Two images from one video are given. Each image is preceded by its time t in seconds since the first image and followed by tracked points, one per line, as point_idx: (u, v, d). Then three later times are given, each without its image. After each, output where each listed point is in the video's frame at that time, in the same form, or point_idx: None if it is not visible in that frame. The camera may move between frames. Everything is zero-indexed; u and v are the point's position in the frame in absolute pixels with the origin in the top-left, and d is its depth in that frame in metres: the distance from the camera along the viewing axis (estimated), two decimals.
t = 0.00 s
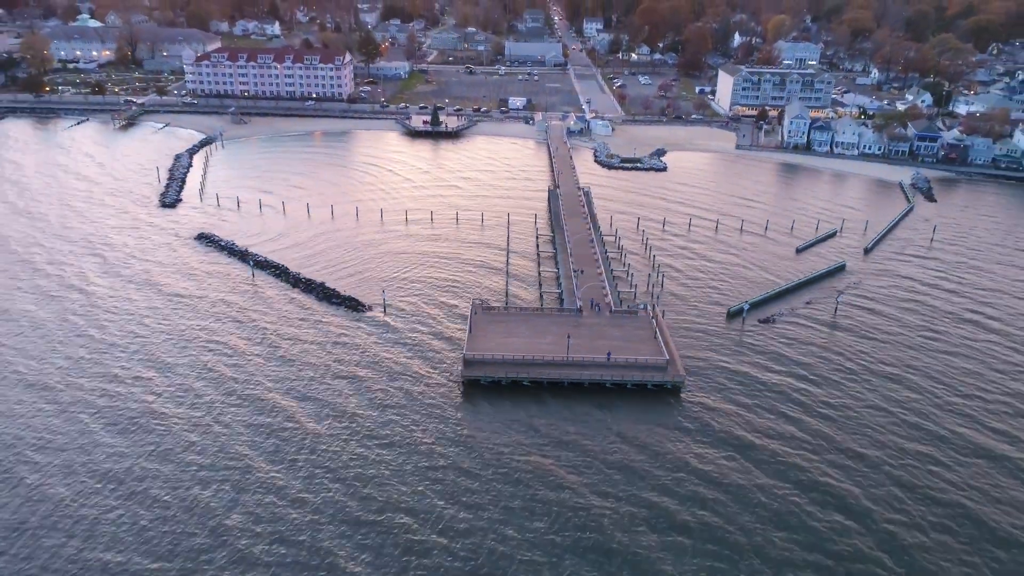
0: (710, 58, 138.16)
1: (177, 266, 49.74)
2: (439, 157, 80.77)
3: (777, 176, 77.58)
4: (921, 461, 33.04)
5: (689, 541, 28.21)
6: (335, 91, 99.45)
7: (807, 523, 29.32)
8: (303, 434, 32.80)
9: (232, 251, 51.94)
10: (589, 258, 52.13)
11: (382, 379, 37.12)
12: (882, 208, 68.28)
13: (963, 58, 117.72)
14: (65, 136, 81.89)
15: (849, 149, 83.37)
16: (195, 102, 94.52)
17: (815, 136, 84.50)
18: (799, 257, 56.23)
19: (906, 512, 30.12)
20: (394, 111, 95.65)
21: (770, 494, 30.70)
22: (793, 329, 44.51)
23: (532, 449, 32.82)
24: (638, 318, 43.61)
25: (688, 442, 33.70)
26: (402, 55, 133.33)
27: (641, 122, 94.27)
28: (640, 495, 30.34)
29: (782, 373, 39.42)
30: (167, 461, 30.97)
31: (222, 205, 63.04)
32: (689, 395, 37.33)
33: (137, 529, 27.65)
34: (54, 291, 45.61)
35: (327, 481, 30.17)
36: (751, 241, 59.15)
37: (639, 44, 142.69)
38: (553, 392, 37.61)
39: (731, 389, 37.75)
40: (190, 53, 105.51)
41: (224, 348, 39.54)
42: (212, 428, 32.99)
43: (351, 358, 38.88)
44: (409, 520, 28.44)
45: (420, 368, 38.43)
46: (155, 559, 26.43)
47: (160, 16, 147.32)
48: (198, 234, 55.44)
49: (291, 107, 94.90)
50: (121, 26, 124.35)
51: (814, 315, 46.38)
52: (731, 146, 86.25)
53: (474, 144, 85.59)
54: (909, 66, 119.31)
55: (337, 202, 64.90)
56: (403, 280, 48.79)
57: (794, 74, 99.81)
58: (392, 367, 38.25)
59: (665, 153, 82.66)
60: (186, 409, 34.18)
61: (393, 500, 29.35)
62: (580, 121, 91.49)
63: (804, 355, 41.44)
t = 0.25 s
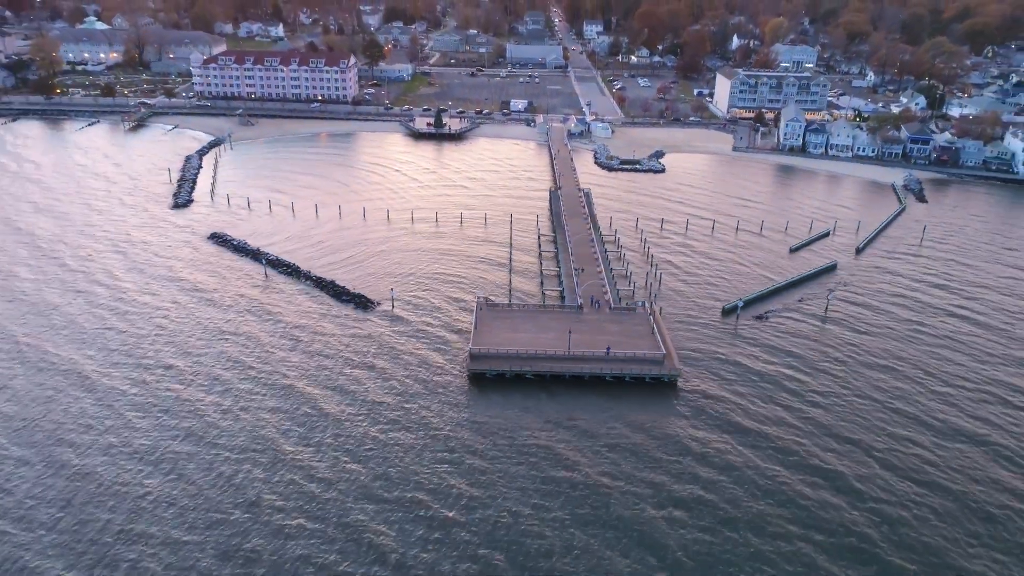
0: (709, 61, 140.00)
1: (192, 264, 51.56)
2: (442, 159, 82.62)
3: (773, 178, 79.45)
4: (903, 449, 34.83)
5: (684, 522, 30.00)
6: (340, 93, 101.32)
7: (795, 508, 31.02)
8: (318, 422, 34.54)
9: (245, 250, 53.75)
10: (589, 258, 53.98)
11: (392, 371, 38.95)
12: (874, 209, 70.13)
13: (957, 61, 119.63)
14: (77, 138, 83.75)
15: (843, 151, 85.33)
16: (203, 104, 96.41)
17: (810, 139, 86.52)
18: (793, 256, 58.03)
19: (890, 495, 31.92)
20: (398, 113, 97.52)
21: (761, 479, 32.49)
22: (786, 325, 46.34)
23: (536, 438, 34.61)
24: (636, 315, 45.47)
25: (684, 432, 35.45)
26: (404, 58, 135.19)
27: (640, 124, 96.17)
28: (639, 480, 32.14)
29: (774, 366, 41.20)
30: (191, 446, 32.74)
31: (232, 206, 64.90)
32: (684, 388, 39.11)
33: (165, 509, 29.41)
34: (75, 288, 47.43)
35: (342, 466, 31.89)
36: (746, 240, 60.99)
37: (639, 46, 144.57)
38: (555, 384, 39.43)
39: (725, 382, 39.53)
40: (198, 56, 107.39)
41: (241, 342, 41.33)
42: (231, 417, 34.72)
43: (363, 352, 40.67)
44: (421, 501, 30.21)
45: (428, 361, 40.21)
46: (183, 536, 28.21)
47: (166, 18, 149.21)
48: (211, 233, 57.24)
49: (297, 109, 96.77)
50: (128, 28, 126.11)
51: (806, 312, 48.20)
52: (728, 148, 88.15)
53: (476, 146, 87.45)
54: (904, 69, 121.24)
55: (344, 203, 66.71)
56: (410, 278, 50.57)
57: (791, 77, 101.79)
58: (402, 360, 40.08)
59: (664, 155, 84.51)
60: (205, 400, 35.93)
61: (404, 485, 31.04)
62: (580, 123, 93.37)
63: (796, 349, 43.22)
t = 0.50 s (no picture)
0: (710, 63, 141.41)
1: (207, 264, 53.08)
2: (447, 161, 84.10)
3: (772, 180, 80.84)
4: (895, 442, 36.14)
5: (683, 511, 31.36)
6: (346, 96, 102.89)
7: (789, 498, 32.37)
8: (331, 416, 35.94)
9: (257, 251, 55.27)
10: (591, 258, 55.47)
11: (402, 368, 40.40)
12: (871, 211, 71.52)
13: (955, 64, 120.82)
14: (89, 140, 85.36)
15: (842, 153, 86.70)
16: (212, 107, 98.02)
17: (809, 141, 87.89)
18: (791, 257, 59.40)
19: (880, 487, 33.24)
20: (403, 116, 99.06)
21: (757, 471, 33.84)
22: (782, 323, 47.72)
23: (540, 432, 36.05)
24: (637, 313, 46.94)
25: (682, 426, 36.87)
26: (409, 60, 136.73)
27: (642, 127, 97.62)
28: (639, 471, 33.52)
29: (771, 363, 42.58)
30: (210, 439, 34.15)
31: (243, 207, 66.42)
32: (684, 384, 40.53)
33: (187, 497, 30.84)
34: (93, 288, 48.90)
35: (355, 458, 33.26)
36: (745, 241, 62.38)
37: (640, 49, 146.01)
38: (559, 380, 40.93)
39: (723, 378, 40.93)
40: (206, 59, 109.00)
41: (255, 340, 42.80)
42: (247, 411, 36.11)
43: (373, 349, 42.11)
44: (431, 492, 31.58)
45: (436, 358, 41.66)
46: (205, 523, 29.65)
47: (173, 21, 150.94)
48: (223, 234, 58.73)
49: (304, 111, 98.33)
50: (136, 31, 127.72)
51: (803, 311, 49.57)
52: (728, 151, 89.59)
53: (480, 148, 88.94)
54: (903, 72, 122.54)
55: (351, 204, 68.20)
56: (418, 278, 52.03)
57: (791, 81, 103.19)
58: (412, 357, 41.54)
59: (665, 157, 85.94)
60: (222, 395, 37.32)
61: (414, 476, 32.39)
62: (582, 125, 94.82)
63: (792, 347, 44.60)
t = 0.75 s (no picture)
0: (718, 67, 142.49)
1: (226, 268, 54.82)
2: (457, 165, 85.62)
3: (778, 185, 82.01)
4: (891, 446, 37.46)
5: (685, 512, 32.87)
6: (358, 100, 104.58)
7: (786, 499, 33.78)
8: (349, 421, 37.70)
9: (274, 254, 56.96)
10: (600, 262, 56.87)
11: (416, 371, 42.02)
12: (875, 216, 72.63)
13: (962, 69, 121.36)
14: (108, 144, 87.35)
15: (848, 158, 87.76)
16: (227, 110, 99.89)
17: (815, 146, 88.85)
18: (795, 261, 60.61)
19: (876, 489, 34.58)
20: (414, 120, 100.66)
21: (757, 472, 35.28)
22: (786, 327, 48.98)
23: (549, 433, 37.56)
24: (644, 316, 48.34)
25: (686, 429, 38.29)
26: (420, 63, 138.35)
27: (649, 131, 98.92)
28: (644, 472, 35.05)
29: (773, 367, 43.89)
30: (236, 442, 35.97)
31: (259, 210, 68.10)
32: (688, 386, 41.91)
33: (214, 499, 32.65)
34: (118, 292, 50.84)
35: (371, 461, 35.01)
36: (750, 246, 63.60)
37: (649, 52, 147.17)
38: (568, 380, 42.38)
39: (726, 381, 42.28)
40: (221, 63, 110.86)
41: (276, 343, 44.49)
42: (269, 415, 37.91)
43: (389, 353, 43.75)
44: (444, 495, 33.24)
45: (449, 361, 43.21)
46: (232, 522, 31.45)
47: (187, 24, 153.05)
48: (241, 237, 60.46)
49: (317, 115, 100.06)
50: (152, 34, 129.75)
51: (806, 315, 50.80)
52: (735, 155, 90.79)
53: (490, 153, 90.43)
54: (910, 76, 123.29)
55: (365, 208, 69.76)
56: (431, 281, 53.56)
57: (797, 85, 104.23)
58: (426, 360, 43.14)
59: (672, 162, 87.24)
60: (245, 399, 39.16)
61: (428, 479, 34.11)
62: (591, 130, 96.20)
63: (794, 351, 45.89)
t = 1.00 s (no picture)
0: (724, 70, 142.94)
1: (239, 271, 55.65)
2: (465, 169, 86.38)
3: (783, 189, 82.51)
4: (894, 450, 37.95)
5: (689, 513, 33.42)
6: (366, 104, 105.50)
7: (790, 501, 34.33)
8: (360, 422, 38.39)
9: (285, 258, 57.79)
10: (606, 267, 57.53)
11: (426, 374, 42.72)
12: (880, 221, 73.09)
13: (968, 73, 121.49)
14: (119, 147, 88.41)
15: (853, 163, 88.20)
16: (237, 114, 100.94)
17: (820, 151, 89.19)
18: (800, 266, 61.16)
19: (879, 492, 35.08)
20: (422, 123, 101.48)
21: (761, 476, 35.80)
22: (790, 331, 49.53)
23: (557, 436, 38.20)
24: (650, 321, 48.97)
25: (691, 432, 38.88)
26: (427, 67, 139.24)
27: (655, 135, 99.56)
28: (649, 474, 35.63)
29: (778, 371, 44.44)
30: (248, 443, 36.72)
31: (269, 214, 68.94)
32: (694, 390, 42.49)
33: (228, 499, 33.37)
34: (133, 294, 51.74)
35: (383, 462, 35.70)
36: (755, 251, 64.17)
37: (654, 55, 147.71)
38: (575, 384, 43.04)
39: (732, 385, 42.86)
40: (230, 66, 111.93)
41: (288, 346, 45.25)
42: (282, 417, 38.63)
43: (399, 356, 44.47)
44: (454, 495, 33.89)
45: (458, 364, 43.91)
46: (245, 523, 32.14)
47: (196, 27, 154.38)
48: (252, 241, 61.29)
49: (326, 119, 100.99)
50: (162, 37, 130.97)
51: (810, 320, 51.33)
52: (740, 160, 91.35)
53: (497, 157, 91.18)
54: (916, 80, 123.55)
55: (373, 211, 70.53)
56: (440, 285, 54.29)
57: (803, 90, 104.69)
58: (436, 363, 43.85)
59: (677, 166, 87.86)
60: (258, 401, 39.90)
61: (438, 479, 34.77)
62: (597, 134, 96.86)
63: (799, 355, 46.43)
